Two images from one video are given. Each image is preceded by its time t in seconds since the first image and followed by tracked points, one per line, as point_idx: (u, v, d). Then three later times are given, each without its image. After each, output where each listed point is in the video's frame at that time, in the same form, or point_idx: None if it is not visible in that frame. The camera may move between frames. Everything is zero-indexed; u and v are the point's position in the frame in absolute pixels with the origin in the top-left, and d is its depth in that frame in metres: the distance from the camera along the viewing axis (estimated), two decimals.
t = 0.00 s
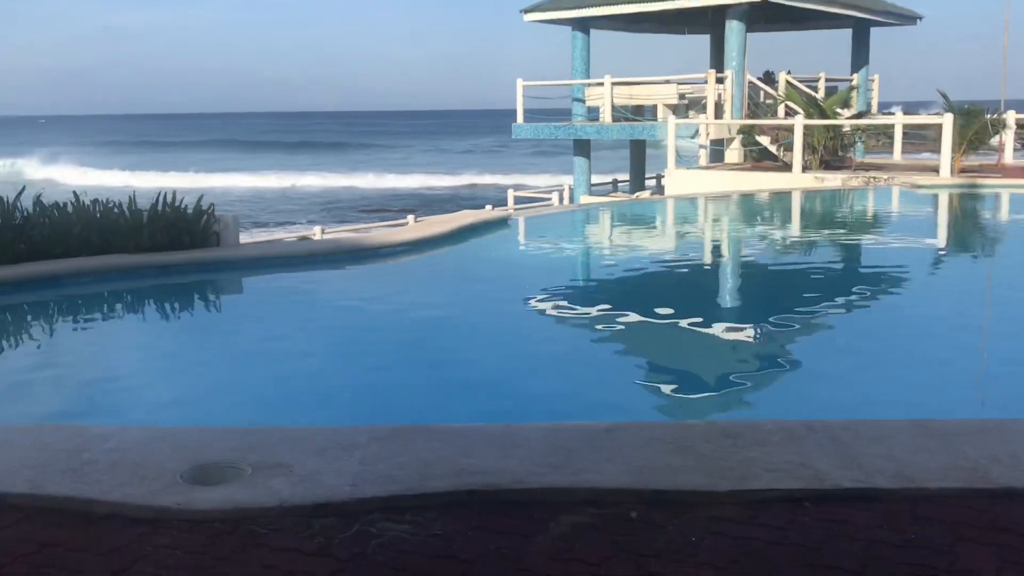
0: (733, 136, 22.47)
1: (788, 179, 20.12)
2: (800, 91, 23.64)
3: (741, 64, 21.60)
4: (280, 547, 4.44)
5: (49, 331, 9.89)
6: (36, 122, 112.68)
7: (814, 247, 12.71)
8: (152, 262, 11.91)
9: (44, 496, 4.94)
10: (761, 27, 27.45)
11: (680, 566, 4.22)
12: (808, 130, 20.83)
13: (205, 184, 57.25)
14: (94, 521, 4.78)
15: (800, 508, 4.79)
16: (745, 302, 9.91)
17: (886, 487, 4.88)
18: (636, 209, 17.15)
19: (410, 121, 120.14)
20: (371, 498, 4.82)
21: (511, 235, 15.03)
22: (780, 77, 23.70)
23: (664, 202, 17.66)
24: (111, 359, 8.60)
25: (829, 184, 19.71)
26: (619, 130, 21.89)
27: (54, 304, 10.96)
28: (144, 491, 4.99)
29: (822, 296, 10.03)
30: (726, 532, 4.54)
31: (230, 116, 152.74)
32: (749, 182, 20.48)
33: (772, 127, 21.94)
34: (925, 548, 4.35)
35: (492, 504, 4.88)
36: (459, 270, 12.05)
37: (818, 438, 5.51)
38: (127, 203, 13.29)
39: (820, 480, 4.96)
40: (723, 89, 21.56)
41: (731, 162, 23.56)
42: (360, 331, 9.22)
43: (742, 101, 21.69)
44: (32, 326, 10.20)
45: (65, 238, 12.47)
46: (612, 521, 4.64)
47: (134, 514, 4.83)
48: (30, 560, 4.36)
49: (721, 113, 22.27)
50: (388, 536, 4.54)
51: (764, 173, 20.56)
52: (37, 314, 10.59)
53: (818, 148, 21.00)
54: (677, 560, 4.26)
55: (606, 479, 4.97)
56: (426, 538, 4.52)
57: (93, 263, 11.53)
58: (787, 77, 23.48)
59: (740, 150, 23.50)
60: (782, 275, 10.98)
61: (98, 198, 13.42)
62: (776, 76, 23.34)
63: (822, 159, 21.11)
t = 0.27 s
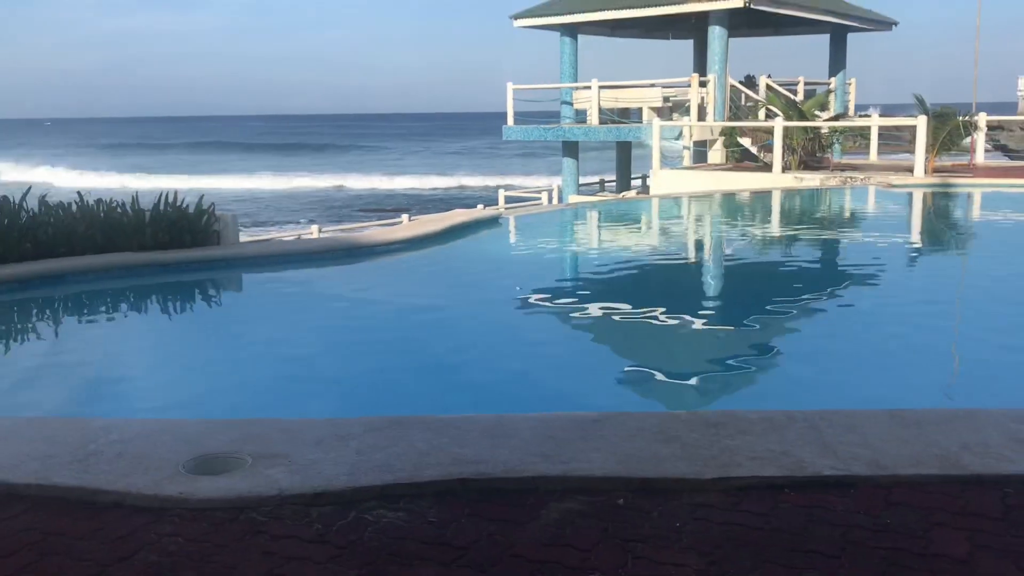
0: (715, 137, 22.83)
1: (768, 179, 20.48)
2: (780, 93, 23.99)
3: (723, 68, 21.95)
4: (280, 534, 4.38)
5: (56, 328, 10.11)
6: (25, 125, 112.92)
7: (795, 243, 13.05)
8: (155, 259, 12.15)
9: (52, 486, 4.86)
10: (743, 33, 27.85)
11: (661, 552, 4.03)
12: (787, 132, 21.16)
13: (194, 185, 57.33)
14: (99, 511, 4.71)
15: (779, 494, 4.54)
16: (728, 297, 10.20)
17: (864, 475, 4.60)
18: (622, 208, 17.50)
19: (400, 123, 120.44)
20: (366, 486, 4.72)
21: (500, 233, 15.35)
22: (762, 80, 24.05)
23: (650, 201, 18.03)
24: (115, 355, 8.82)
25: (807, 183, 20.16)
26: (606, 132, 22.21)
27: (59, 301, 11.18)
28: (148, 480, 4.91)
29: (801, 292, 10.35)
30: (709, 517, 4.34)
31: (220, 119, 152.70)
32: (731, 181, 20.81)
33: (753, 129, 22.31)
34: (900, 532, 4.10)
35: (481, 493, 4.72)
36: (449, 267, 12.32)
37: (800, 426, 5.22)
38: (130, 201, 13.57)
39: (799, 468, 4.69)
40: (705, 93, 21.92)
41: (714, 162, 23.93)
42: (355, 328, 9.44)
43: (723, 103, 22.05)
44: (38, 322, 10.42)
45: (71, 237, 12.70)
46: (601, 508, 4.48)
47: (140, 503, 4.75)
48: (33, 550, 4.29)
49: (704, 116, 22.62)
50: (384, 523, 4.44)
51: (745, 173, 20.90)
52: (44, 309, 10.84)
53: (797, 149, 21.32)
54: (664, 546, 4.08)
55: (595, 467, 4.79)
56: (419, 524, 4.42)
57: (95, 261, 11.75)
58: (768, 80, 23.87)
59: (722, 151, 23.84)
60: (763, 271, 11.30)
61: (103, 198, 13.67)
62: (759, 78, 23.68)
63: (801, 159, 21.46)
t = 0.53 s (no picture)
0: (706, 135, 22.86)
1: (760, 177, 20.58)
2: (771, 91, 24.05)
3: (714, 67, 22.00)
4: (271, 532, 4.37)
5: (46, 327, 10.07)
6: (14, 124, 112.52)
7: (785, 240, 13.09)
8: (145, 258, 12.11)
9: (42, 485, 4.84)
10: (733, 31, 27.90)
11: (651, 549, 4.03)
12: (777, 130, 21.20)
13: (185, 184, 57.17)
14: (90, 510, 4.69)
15: (769, 491, 4.55)
16: (719, 294, 10.23)
17: (853, 471, 4.61)
18: (613, 206, 17.52)
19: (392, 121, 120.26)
20: (357, 485, 4.71)
21: (491, 231, 15.35)
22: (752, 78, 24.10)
23: (641, 198, 18.07)
24: (105, 355, 8.81)
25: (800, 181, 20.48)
26: (597, 130, 22.21)
27: (48, 300, 11.14)
28: (139, 479, 4.90)
29: (792, 289, 10.38)
30: (700, 513, 4.34)
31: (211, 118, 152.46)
32: (722, 179, 20.87)
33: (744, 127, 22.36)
34: (890, 528, 4.12)
35: (472, 490, 4.72)
36: (441, 265, 12.32)
37: (789, 423, 5.23)
38: (120, 201, 13.52)
39: (789, 464, 4.70)
40: (696, 91, 21.96)
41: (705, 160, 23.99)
42: (346, 326, 9.43)
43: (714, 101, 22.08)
44: (28, 321, 10.37)
45: (60, 236, 12.65)
46: (592, 505, 4.49)
47: (131, 502, 4.74)
48: (23, 550, 4.27)
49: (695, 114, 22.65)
50: (375, 521, 4.44)
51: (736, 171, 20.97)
52: (33, 309, 10.79)
53: (788, 147, 21.38)
54: (655, 543, 4.08)
55: (585, 464, 4.79)
56: (411, 522, 4.41)
57: (85, 261, 11.70)
58: (758, 78, 23.92)
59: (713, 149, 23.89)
60: (754, 268, 11.34)
61: (93, 197, 13.61)
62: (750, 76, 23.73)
63: (791, 157, 21.53)
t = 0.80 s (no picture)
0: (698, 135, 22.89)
1: (752, 176, 20.65)
2: (763, 91, 24.10)
3: (706, 66, 22.05)
4: (264, 534, 4.36)
5: (37, 329, 10.04)
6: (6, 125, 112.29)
7: (778, 240, 13.12)
8: (137, 259, 12.09)
9: (34, 487, 4.82)
10: (725, 31, 27.95)
11: (644, 549, 4.03)
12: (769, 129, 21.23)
13: (178, 185, 57.06)
14: (82, 512, 4.67)
15: (762, 490, 4.56)
16: (712, 294, 10.25)
17: (846, 469, 4.63)
18: (606, 205, 17.54)
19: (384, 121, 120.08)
20: (351, 486, 4.70)
21: (485, 231, 15.35)
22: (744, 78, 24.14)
23: (634, 198, 18.09)
24: (97, 355, 8.80)
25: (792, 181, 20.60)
26: (590, 129, 22.23)
27: (40, 301, 11.12)
28: (132, 480, 4.88)
29: (785, 288, 10.41)
30: (693, 513, 4.35)
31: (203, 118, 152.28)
32: (715, 179, 20.90)
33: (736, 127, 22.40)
34: (883, 526, 4.13)
35: (466, 490, 4.72)
36: (435, 265, 12.32)
37: (782, 422, 5.24)
38: (112, 201, 13.49)
39: (782, 463, 4.71)
40: (688, 91, 21.98)
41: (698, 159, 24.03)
42: (339, 327, 9.42)
43: (707, 101, 22.11)
44: (19, 322, 10.33)
45: (52, 237, 12.61)
46: (585, 505, 4.49)
47: (123, 504, 4.72)
48: (14, 552, 4.25)
49: (687, 114, 22.68)
50: (368, 522, 4.43)
51: (728, 171, 21.03)
52: (25, 310, 10.75)
53: (780, 146, 21.42)
54: (648, 543, 4.09)
55: (578, 464, 4.79)
56: (404, 522, 4.41)
57: (77, 261, 11.67)
58: (750, 78, 23.95)
59: (705, 149, 23.94)
60: (747, 268, 11.36)
61: (84, 198, 13.58)
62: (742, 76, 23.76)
63: (784, 156, 21.56)
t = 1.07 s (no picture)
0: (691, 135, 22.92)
1: (745, 176, 20.65)
2: (756, 91, 24.14)
3: (699, 66, 22.08)
4: (257, 533, 4.35)
5: (29, 328, 10.00)
6: None
7: (771, 240, 13.14)
8: (129, 258, 12.04)
9: (26, 487, 4.80)
10: (718, 31, 27.99)
11: (638, 547, 4.03)
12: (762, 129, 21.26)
13: (171, 184, 56.89)
14: (75, 511, 4.66)
15: (755, 488, 4.57)
16: (705, 293, 10.27)
17: (839, 467, 4.64)
18: (599, 205, 17.56)
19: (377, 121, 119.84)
20: (344, 485, 4.70)
21: (478, 231, 15.34)
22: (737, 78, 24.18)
23: (627, 198, 18.10)
24: (89, 355, 8.77)
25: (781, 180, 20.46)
26: (583, 129, 22.23)
27: (31, 301, 11.07)
28: (125, 480, 4.87)
29: (778, 287, 10.43)
30: (687, 511, 4.35)
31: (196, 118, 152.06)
32: (707, 178, 20.92)
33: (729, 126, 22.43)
34: (875, 524, 4.14)
35: (460, 489, 4.72)
36: (428, 265, 12.31)
37: (775, 420, 5.25)
38: (104, 200, 13.44)
39: (775, 461, 4.71)
40: (681, 91, 22.00)
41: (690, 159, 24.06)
42: (332, 326, 9.41)
43: (700, 101, 22.14)
44: (11, 322, 10.29)
45: (43, 236, 12.56)
46: (579, 503, 4.49)
47: (116, 504, 4.71)
48: (6, 551, 4.24)
49: (680, 113, 22.70)
50: (362, 521, 4.43)
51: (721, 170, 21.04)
52: (16, 310, 10.70)
53: (772, 146, 21.45)
54: (642, 541, 4.09)
55: (572, 463, 4.79)
56: (398, 521, 4.40)
57: (69, 261, 11.63)
58: (743, 78, 23.99)
59: (698, 149, 23.97)
60: (740, 267, 11.38)
61: (76, 197, 13.53)
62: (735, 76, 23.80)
63: (776, 156, 21.60)
